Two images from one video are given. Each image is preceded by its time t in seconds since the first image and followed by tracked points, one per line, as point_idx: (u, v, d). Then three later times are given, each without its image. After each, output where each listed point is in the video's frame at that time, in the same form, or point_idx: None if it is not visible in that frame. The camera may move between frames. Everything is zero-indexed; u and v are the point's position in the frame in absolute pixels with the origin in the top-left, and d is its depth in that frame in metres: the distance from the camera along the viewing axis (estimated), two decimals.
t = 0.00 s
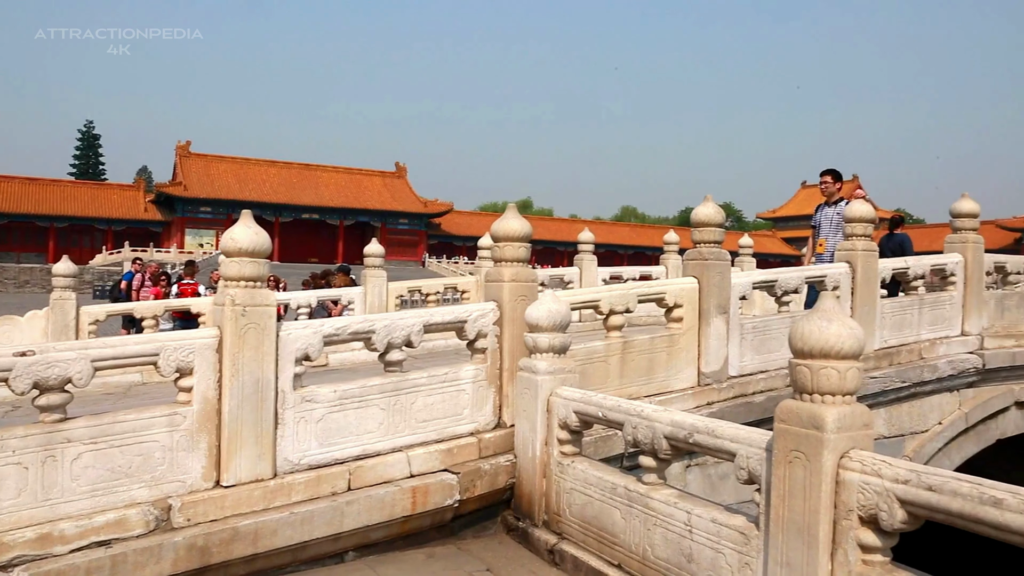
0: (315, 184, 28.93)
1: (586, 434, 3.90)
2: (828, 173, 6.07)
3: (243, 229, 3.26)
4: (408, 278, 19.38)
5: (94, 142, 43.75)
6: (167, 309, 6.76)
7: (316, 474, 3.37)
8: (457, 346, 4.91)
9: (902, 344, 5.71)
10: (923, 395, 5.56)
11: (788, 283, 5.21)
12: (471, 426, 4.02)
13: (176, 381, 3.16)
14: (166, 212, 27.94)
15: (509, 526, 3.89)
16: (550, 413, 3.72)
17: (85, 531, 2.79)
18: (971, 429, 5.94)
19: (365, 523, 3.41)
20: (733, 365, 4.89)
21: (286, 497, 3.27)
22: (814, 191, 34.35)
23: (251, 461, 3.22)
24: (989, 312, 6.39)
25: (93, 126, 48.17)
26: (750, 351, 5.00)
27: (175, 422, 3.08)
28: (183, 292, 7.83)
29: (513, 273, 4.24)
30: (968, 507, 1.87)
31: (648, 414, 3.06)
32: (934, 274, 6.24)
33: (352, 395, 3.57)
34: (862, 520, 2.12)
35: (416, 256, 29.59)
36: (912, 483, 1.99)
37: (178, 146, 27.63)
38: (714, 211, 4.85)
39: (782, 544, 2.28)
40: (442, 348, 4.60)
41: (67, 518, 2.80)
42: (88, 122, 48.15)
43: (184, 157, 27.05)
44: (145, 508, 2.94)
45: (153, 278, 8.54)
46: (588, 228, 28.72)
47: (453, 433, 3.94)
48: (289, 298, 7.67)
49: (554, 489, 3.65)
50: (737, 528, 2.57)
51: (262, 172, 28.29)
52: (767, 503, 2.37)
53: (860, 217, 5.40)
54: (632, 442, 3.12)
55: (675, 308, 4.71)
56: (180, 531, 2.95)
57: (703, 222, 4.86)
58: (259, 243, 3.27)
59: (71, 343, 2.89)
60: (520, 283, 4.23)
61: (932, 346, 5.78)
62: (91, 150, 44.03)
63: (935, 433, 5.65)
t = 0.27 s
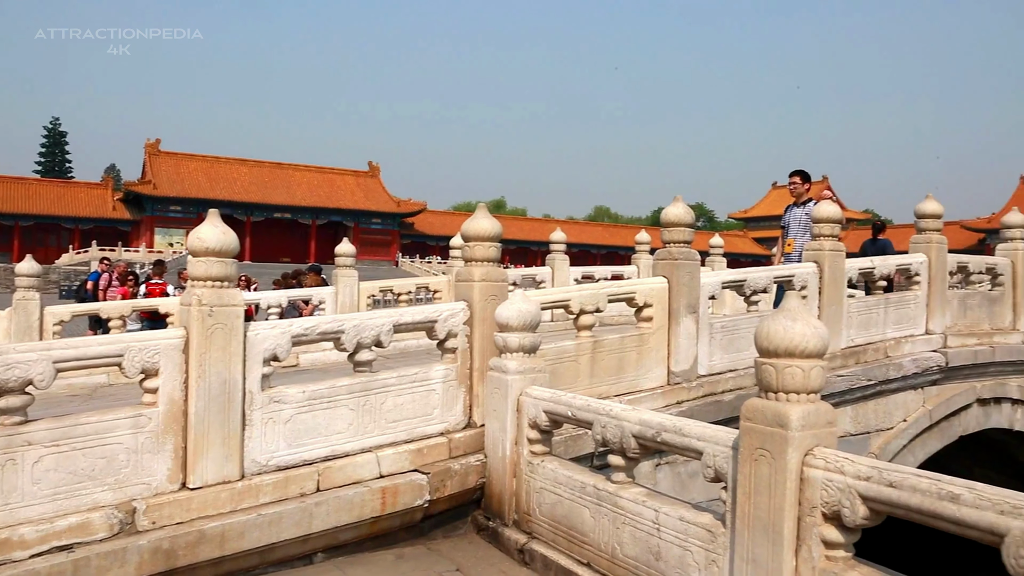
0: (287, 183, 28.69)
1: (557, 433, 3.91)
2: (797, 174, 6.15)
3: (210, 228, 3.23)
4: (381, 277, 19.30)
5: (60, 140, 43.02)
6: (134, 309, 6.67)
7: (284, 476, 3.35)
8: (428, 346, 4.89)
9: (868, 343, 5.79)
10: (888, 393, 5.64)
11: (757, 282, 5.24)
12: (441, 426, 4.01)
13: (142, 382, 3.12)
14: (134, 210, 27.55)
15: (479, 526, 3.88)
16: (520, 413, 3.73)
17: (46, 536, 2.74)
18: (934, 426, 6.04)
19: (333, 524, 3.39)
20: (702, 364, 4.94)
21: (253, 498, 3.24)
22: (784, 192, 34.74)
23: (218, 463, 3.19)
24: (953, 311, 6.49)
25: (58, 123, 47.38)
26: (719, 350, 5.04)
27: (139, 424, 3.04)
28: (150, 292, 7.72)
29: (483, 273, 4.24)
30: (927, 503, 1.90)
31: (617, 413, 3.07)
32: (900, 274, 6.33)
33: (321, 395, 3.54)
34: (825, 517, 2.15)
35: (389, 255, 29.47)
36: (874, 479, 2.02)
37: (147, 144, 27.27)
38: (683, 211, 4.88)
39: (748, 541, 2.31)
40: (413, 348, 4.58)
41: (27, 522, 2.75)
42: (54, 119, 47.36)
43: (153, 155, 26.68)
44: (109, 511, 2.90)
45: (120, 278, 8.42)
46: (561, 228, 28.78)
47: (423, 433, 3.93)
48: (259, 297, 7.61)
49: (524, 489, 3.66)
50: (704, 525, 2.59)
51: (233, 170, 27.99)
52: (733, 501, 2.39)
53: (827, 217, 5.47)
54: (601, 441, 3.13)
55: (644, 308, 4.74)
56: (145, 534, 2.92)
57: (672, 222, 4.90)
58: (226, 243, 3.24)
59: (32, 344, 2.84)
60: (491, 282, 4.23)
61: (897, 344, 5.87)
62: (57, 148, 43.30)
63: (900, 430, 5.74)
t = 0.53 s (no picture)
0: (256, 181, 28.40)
1: (525, 433, 3.92)
2: (764, 175, 6.22)
3: (174, 227, 3.19)
4: (351, 277, 19.19)
5: (22, 137, 42.20)
6: (98, 309, 6.56)
7: (249, 477, 3.31)
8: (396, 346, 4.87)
9: (833, 342, 5.86)
10: (852, 391, 5.73)
11: (724, 282, 5.28)
12: (409, 426, 4.00)
13: (103, 384, 3.07)
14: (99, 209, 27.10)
15: (447, 526, 3.88)
16: (488, 412, 3.73)
17: (4, 541, 2.69)
18: (897, 423, 6.14)
19: (300, 525, 3.37)
20: (670, 363, 4.97)
21: (218, 500, 3.20)
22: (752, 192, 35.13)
23: (181, 465, 3.15)
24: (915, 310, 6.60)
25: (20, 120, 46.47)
26: (687, 349, 5.08)
27: (101, 426, 2.99)
28: (115, 292, 7.60)
29: (451, 273, 4.24)
30: (885, 499, 1.93)
31: (584, 413, 3.08)
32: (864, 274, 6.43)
33: (287, 396, 3.51)
34: (787, 513, 2.18)
35: (360, 255, 29.32)
36: (834, 476, 2.05)
37: (112, 142, 26.83)
38: (651, 211, 4.91)
39: (712, 539, 2.33)
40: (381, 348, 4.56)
41: None
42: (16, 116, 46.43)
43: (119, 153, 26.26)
44: (68, 515, 2.85)
45: (84, 277, 8.28)
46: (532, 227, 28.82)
47: (390, 433, 3.92)
48: (226, 297, 7.52)
49: (491, 488, 3.66)
50: (670, 523, 2.61)
51: (201, 168, 27.64)
52: (697, 498, 2.41)
53: (793, 218, 5.54)
54: (568, 441, 3.14)
55: (612, 308, 4.76)
56: (106, 538, 2.87)
57: (640, 222, 4.92)
58: (191, 242, 3.20)
59: None
60: (459, 282, 4.23)
61: (861, 343, 5.95)
62: (19, 145, 42.47)
63: (864, 428, 5.83)
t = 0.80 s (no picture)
0: (226, 180, 28.10)
1: (494, 433, 3.92)
2: (732, 176, 6.27)
3: (138, 227, 3.14)
4: (323, 278, 19.07)
5: None
6: (61, 310, 6.44)
7: (215, 479, 3.28)
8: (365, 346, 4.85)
9: (799, 342, 5.93)
10: (819, 390, 5.80)
11: (692, 282, 5.32)
12: (377, 427, 3.98)
13: (64, 386, 3.02)
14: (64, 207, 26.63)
15: (416, 526, 3.86)
16: (457, 413, 3.73)
17: None
18: (862, 422, 6.23)
19: (266, 528, 3.33)
20: (639, 363, 5.00)
21: (182, 504, 3.16)
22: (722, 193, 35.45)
23: (145, 467, 3.10)
24: (881, 310, 6.69)
25: None
26: (655, 349, 5.11)
27: (61, 429, 2.94)
28: (79, 293, 7.48)
29: (420, 273, 4.22)
30: (846, 496, 1.95)
31: (552, 412, 3.09)
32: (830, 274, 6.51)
33: (254, 397, 3.48)
34: (751, 511, 2.20)
35: (332, 255, 29.15)
36: (797, 474, 2.08)
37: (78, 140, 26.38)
38: (620, 212, 4.94)
39: (678, 538, 2.35)
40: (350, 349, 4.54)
41: None
42: None
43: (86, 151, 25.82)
44: (27, 520, 2.80)
45: (47, 277, 8.13)
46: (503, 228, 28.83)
47: (359, 435, 3.90)
48: (194, 297, 7.43)
49: (460, 489, 3.66)
50: (636, 522, 2.62)
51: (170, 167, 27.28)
52: (663, 497, 2.43)
53: (761, 219, 5.59)
54: (536, 441, 3.15)
55: (582, 308, 4.78)
56: (67, 543, 2.83)
57: (609, 223, 4.95)
58: (155, 242, 3.16)
59: None
60: (427, 282, 4.22)
61: (827, 342, 6.02)
62: None
63: (829, 426, 5.90)
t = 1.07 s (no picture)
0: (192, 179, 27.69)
1: (460, 433, 3.91)
2: (698, 177, 6.33)
3: (96, 226, 3.09)
4: (291, 278, 18.89)
5: None
6: (19, 310, 6.31)
7: (176, 482, 3.23)
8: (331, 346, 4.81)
9: (764, 340, 5.99)
10: (783, 388, 5.87)
11: (658, 282, 5.35)
12: (343, 427, 3.95)
13: (20, 388, 2.96)
14: (24, 205, 26.08)
15: (382, 527, 3.84)
16: (422, 413, 3.72)
17: None
18: (825, 419, 6.32)
19: (229, 530, 3.30)
20: (606, 362, 5.02)
21: (143, 507, 3.11)
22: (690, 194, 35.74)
23: (104, 471, 3.05)
24: (844, 310, 6.79)
25: None
26: (622, 348, 5.14)
27: (17, 432, 2.88)
28: (38, 293, 7.33)
29: (386, 273, 4.21)
30: (805, 493, 1.98)
31: (517, 412, 3.10)
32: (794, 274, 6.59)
33: (216, 398, 3.44)
34: (713, 509, 2.22)
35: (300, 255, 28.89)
36: (757, 471, 2.10)
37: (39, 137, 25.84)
38: (586, 212, 4.96)
39: (641, 536, 2.36)
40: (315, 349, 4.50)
41: None
42: None
43: (47, 148, 25.30)
44: None
45: (5, 277, 7.96)
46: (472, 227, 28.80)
47: (324, 435, 3.87)
48: (157, 297, 7.32)
49: (426, 489, 3.65)
50: (600, 521, 2.63)
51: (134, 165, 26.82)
52: (627, 496, 2.44)
53: (726, 219, 5.65)
54: (501, 440, 3.15)
55: (548, 307, 4.79)
56: (22, 549, 2.77)
57: (575, 223, 4.96)
58: (114, 241, 3.11)
59: None
60: (393, 282, 4.20)
61: (791, 341, 6.10)
62: None
63: (794, 424, 5.98)
